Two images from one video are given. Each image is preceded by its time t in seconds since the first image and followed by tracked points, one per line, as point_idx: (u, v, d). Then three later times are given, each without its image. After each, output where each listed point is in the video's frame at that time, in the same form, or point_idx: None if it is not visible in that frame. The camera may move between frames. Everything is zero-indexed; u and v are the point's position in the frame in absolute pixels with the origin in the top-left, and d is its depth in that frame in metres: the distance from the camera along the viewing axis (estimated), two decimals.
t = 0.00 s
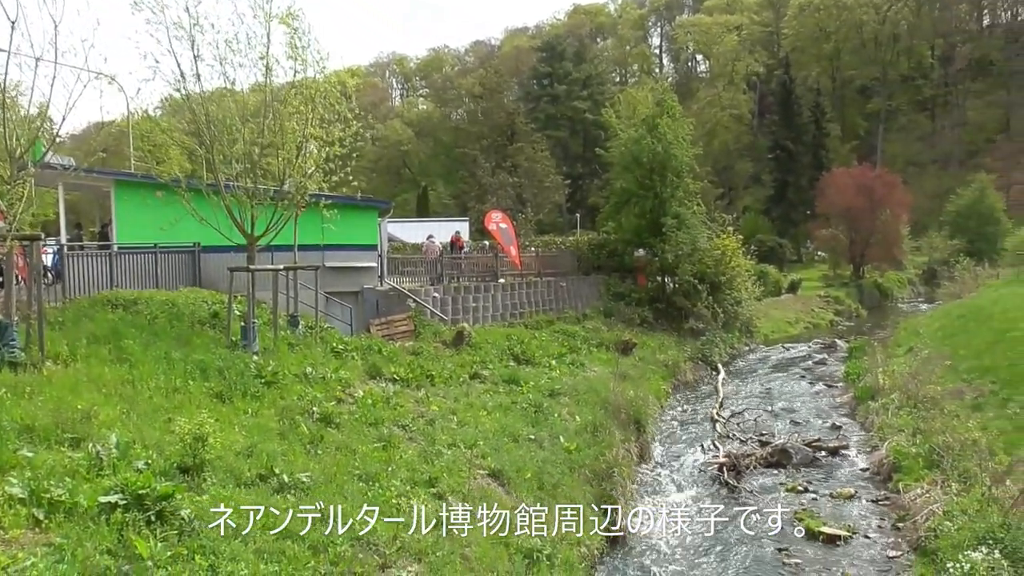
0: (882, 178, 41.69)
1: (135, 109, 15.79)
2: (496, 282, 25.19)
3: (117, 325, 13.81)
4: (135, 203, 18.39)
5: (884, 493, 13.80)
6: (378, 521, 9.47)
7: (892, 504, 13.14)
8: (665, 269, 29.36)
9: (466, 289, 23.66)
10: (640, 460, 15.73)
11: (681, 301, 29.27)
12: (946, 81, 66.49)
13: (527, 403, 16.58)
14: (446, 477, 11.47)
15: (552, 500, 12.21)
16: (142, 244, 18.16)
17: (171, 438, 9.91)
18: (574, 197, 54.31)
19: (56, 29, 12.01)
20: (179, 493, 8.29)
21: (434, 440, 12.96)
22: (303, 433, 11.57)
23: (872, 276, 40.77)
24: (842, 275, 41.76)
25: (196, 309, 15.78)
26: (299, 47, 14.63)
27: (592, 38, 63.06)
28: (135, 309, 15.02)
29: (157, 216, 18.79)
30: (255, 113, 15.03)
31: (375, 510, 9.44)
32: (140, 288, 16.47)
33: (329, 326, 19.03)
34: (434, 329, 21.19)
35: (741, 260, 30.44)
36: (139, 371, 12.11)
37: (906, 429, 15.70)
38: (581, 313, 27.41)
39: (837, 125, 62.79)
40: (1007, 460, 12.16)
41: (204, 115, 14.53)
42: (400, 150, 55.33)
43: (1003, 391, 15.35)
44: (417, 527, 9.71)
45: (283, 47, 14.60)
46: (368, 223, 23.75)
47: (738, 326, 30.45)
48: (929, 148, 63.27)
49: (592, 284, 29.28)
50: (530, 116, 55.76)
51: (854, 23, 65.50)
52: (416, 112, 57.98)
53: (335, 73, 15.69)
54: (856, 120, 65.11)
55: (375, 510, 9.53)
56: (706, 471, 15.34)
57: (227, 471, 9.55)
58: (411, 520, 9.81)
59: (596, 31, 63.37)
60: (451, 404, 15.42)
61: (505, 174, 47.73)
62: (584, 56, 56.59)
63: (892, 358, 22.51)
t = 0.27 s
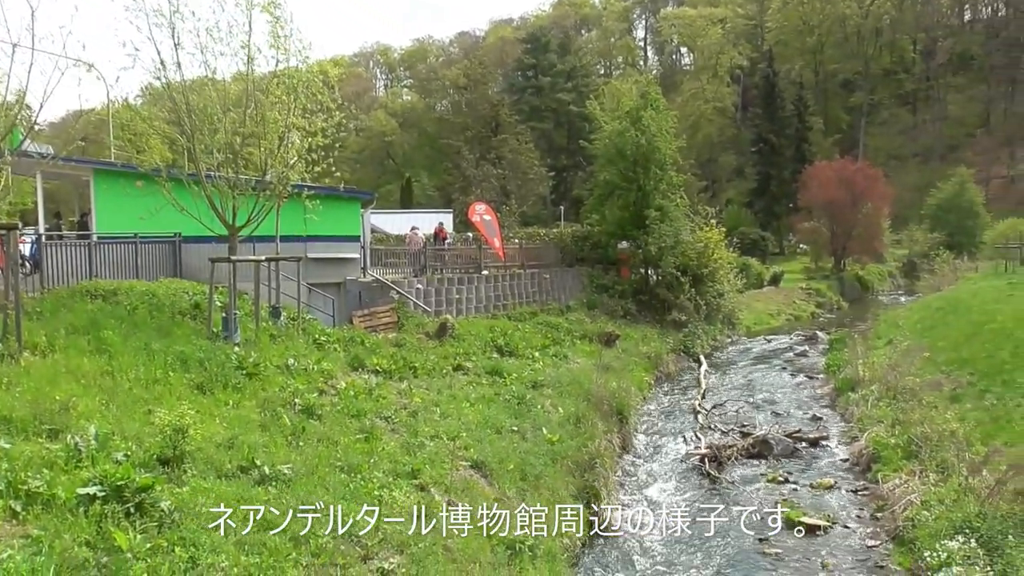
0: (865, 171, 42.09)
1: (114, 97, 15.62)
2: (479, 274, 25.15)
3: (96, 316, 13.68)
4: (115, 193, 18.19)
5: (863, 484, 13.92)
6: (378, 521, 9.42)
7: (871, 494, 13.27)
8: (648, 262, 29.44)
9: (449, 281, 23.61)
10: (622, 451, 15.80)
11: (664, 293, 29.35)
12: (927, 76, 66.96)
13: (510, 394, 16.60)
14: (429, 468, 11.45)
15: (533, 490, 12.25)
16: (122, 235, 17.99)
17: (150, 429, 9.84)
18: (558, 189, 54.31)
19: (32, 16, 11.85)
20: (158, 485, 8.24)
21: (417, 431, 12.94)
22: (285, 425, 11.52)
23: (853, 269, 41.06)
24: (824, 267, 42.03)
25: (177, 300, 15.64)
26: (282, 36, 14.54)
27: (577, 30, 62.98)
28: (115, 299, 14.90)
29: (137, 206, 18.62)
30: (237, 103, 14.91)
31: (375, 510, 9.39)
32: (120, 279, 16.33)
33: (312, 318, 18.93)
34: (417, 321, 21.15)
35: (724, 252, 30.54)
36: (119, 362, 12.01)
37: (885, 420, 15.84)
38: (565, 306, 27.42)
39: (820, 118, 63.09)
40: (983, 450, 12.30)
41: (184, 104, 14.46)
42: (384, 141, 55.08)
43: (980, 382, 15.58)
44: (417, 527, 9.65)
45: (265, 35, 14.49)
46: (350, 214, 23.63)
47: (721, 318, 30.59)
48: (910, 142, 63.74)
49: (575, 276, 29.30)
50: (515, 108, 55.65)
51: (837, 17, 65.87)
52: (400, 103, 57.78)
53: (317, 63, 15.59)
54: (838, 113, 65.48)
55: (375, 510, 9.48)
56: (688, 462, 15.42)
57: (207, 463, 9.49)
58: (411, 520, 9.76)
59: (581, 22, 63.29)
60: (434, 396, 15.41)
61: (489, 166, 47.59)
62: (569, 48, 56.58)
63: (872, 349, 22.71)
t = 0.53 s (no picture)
0: (845, 168, 42.37)
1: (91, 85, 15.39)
2: (461, 268, 25.08)
3: (73, 307, 13.51)
4: (92, 182, 17.96)
5: (841, 477, 14.04)
6: (378, 521, 9.44)
7: (849, 488, 13.37)
8: (630, 256, 29.48)
9: (431, 274, 23.53)
10: (603, 444, 15.84)
11: (645, 288, 29.42)
12: (908, 74, 67.47)
13: (491, 388, 16.58)
14: (409, 462, 11.42)
15: (513, 484, 12.25)
16: (99, 225, 17.77)
17: (128, 422, 9.74)
18: (541, 183, 54.29)
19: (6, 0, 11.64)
20: (134, 478, 8.16)
21: (397, 425, 12.89)
22: (264, 418, 11.43)
23: (833, 265, 41.36)
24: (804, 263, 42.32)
25: (154, 292, 15.48)
26: (262, 26, 14.38)
27: (561, 24, 62.97)
28: (92, 290, 14.72)
29: (114, 196, 18.39)
30: (216, 93, 14.76)
31: (376, 510, 9.39)
32: (97, 269, 16.14)
33: (292, 310, 18.79)
34: (398, 314, 21.07)
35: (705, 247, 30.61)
36: (95, 354, 11.87)
37: (862, 415, 15.97)
38: (547, 300, 27.40)
39: (801, 114, 63.46)
40: (959, 445, 12.43)
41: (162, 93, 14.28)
42: (366, 133, 54.79)
43: (957, 377, 15.76)
44: (418, 527, 9.71)
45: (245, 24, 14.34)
46: (332, 206, 23.48)
47: (701, 313, 30.73)
48: (890, 139, 64.24)
49: (557, 270, 29.29)
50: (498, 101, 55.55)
51: (820, 14, 66.21)
52: (383, 94, 57.56)
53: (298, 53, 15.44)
54: (819, 110, 65.92)
55: (375, 510, 9.49)
56: (668, 456, 15.48)
57: (185, 456, 9.41)
58: (412, 521, 9.80)
59: (565, 16, 63.28)
60: (414, 389, 15.38)
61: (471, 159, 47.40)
62: (552, 41, 56.55)
63: (851, 344, 22.88)
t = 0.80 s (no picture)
0: (828, 164, 42.54)
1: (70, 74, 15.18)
2: (445, 261, 25.02)
3: (51, 298, 13.36)
4: (70, 173, 17.77)
5: (821, 471, 14.14)
6: (379, 522, 9.47)
7: (828, 482, 13.47)
8: (614, 252, 29.53)
9: (414, 268, 23.47)
10: (585, 438, 15.87)
11: (628, 283, 29.49)
12: (890, 71, 67.80)
13: (475, 382, 16.59)
14: (391, 455, 11.39)
15: (495, 478, 12.24)
16: (78, 216, 17.58)
17: (107, 415, 9.65)
18: (525, 177, 54.28)
19: None
20: (112, 471, 8.08)
21: (379, 419, 12.86)
22: (245, 411, 11.36)
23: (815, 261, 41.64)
24: (786, 259, 42.57)
25: (134, 283, 15.34)
26: (245, 17, 14.27)
27: (546, 18, 62.96)
28: (71, 282, 14.57)
29: (94, 187, 18.20)
30: (198, 84, 14.64)
31: (376, 510, 9.41)
32: (76, 261, 15.98)
33: (274, 304, 18.66)
34: (382, 308, 21.00)
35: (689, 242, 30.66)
36: (73, 346, 11.74)
37: (842, 410, 16.08)
38: (531, 294, 27.36)
39: (785, 111, 63.78)
40: (937, 440, 12.56)
41: (142, 83, 14.15)
42: (350, 126, 54.53)
43: (936, 372, 15.91)
44: (418, 527, 9.77)
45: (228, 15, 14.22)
46: (314, 198, 23.34)
47: (684, 308, 30.85)
48: (873, 136, 64.66)
49: (541, 264, 29.28)
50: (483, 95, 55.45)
51: (804, 11, 66.55)
52: (367, 87, 57.39)
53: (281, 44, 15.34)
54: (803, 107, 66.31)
55: (375, 510, 9.50)
56: (650, 451, 15.54)
57: (164, 449, 9.34)
58: (413, 521, 9.84)
59: (550, 11, 63.27)
60: (397, 382, 15.36)
61: (456, 152, 47.22)
62: (538, 35, 56.52)
63: (832, 340, 23.04)
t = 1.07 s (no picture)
0: (814, 157, 42.67)
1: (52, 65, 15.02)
2: (433, 254, 24.97)
3: (33, 292, 13.23)
4: (53, 165, 17.62)
5: (806, 464, 14.22)
6: (380, 521, 9.39)
7: (814, 474, 13.56)
8: (602, 245, 29.54)
9: (402, 261, 23.43)
10: (573, 430, 15.90)
11: (616, 276, 29.54)
12: (876, 64, 67.97)
13: (463, 375, 16.57)
14: (378, 448, 11.37)
15: (483, 471, 12.25)
16: (60, 208, 17.41)
17: (92, 409, 9.57)
18: (513, 170, 54.20)
19: None
20: (96, 462, 8.01)
21: (367, 412, 12.83)
22: (231, 404, 11.32)
23: (801, 254, 41.84)
24: (773, 252, 42.74)
25: (119, 276, 15.23)
26: (229, 8, 14.15)
27: (534, 10, 62.79)
28: (54, 275, 14.44)
29: (77, 179, 18.03)
30: (182, 76, 14.54)
31: (376, 509, 9.36)
32: (59, 253, 15.84)
33: (261, 296, 18.56)
34: (369, 301, 20.94)
35: (676, 235, 30.67)
36: (56, 340, 11.64)
37: (828, 402, 16.18)
38: (518, 287, 27.32)
39: (772, 104, 63.95)
40: (921, 431, 12.65)
41: (125, 74, 14.03)
42: (336, 118, 54.24)
43: (921, 364, 16.04)
44: (416, 527, 9.74)
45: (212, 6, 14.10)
46: (301, 191, 23.18)
47: (672, 301, 30.93)
48: (859, 130, 64.92)
49: (529, 257, 29.26)
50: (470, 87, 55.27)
51: (791, 4, 66.61)
52: (354, 79, 57.16)
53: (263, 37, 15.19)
54: (790, 100, 66.48)
55: (376, 510, 9.42)
56: (638, 443, 15.59)
57: (150, 443, 9.28)
58: (411, 521, 9.81)
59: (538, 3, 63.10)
60: (385, 375, 15.31)
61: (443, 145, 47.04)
62: (525, 27, 56.37)
63: (818, 333, 23.17)
